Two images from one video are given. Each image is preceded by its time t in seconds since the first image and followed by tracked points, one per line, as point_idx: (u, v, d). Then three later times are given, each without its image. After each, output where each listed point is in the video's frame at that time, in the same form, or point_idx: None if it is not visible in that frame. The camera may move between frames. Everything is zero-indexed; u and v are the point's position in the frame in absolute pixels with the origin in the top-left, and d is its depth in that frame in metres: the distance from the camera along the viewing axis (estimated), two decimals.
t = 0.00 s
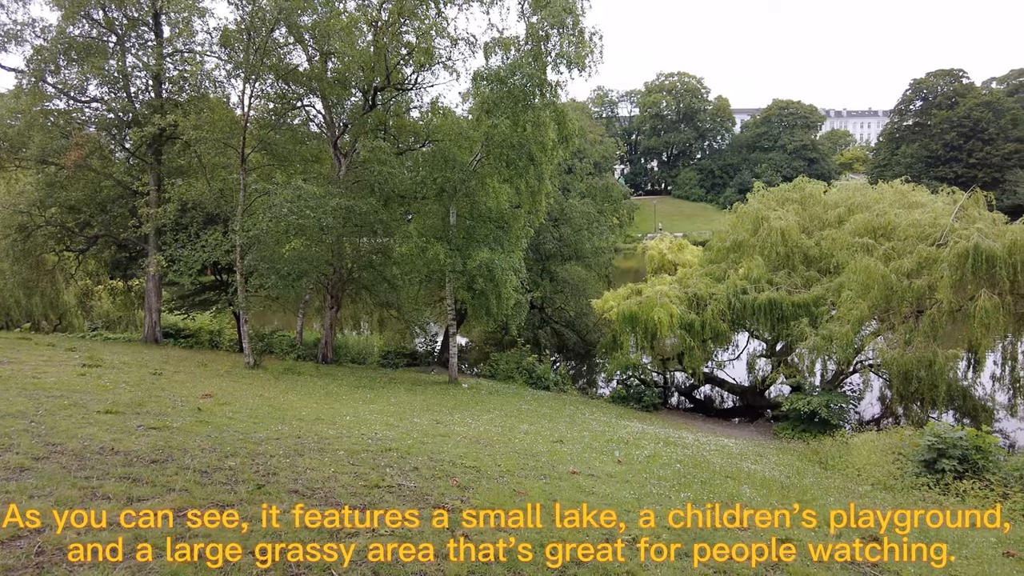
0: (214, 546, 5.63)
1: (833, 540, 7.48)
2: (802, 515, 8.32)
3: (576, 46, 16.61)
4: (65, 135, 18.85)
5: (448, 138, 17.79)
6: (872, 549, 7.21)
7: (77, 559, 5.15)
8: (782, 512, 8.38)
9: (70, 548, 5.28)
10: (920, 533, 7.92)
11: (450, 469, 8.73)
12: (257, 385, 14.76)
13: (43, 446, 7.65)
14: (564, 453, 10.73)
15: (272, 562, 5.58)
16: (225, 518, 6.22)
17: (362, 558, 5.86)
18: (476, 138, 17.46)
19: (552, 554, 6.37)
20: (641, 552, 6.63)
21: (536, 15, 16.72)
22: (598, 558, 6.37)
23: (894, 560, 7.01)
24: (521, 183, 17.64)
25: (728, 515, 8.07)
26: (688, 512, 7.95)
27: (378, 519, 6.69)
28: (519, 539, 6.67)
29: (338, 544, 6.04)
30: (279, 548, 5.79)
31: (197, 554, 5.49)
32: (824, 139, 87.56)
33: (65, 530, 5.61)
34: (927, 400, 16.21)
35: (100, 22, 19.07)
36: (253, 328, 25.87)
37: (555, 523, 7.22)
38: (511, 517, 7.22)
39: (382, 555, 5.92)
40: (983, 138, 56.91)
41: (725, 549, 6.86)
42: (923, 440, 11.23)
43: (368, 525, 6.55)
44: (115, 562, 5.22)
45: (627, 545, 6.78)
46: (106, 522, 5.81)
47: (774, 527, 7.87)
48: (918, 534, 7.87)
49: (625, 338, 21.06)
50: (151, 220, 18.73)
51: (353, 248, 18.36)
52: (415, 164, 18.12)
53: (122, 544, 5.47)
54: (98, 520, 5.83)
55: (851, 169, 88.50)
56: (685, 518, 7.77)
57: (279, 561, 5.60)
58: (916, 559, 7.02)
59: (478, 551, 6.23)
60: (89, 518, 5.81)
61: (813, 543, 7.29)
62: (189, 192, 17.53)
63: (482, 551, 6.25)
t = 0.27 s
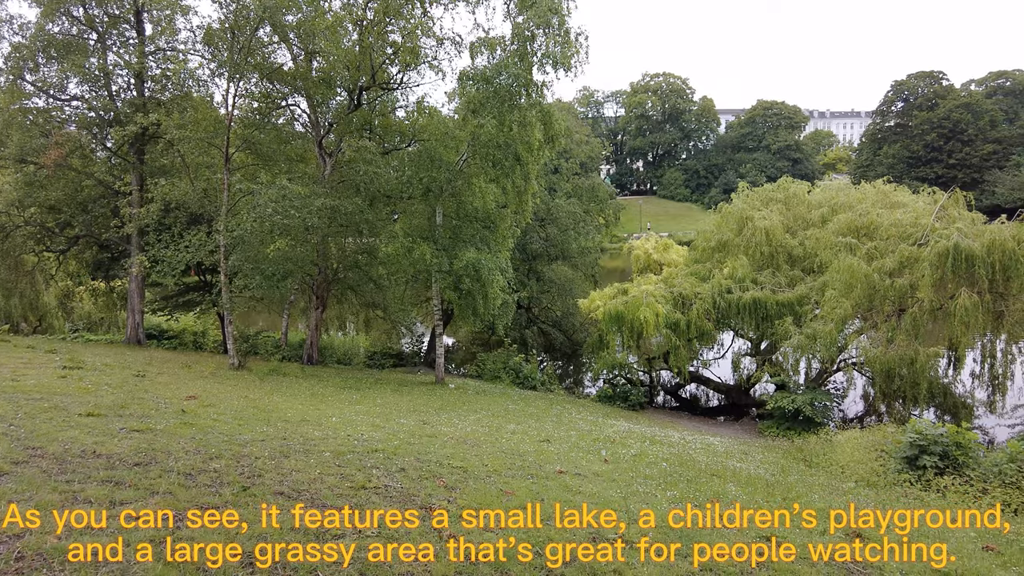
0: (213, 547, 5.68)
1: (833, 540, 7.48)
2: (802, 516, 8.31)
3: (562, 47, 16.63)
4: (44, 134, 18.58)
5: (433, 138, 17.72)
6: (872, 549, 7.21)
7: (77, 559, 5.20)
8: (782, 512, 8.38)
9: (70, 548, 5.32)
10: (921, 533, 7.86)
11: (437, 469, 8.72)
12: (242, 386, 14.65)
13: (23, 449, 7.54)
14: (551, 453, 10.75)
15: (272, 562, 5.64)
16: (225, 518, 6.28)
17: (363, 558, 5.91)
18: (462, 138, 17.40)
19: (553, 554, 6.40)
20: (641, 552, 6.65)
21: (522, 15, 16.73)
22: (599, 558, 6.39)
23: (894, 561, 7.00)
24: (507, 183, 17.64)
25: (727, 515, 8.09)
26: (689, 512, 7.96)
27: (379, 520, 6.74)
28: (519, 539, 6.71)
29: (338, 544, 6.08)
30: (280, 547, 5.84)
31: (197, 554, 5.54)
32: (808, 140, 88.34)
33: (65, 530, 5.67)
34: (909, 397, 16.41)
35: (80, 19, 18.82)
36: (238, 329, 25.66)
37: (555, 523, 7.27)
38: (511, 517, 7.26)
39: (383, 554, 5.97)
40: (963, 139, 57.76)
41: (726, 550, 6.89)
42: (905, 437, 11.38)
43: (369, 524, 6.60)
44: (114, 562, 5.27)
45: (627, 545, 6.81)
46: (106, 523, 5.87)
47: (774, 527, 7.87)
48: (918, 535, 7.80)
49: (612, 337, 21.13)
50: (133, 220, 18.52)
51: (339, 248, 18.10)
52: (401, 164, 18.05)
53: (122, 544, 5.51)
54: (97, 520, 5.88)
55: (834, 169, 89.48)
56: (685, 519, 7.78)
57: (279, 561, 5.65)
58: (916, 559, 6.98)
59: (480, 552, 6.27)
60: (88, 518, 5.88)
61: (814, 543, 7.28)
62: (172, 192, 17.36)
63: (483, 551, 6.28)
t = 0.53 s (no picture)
0: (214, 546, 5.70)
1: (832, 540, 7.51)
2: (802, 516, 8.33)
3: (549, 47, 16.66)
4: (24, 132, 18.33)
5: (420, 138, 17.48)
6: (872, 549, 7.24)
7: (77, 559, 5.23)
8: (782, 512, 8.40)
9: (70, 548, 5.35)
10: (919, 533, 7.88)
11: (424, 470, 8.71)
12: (227, 388, 14.54)
13: (3, 452, 7.44)
14: (538, 453, 10.77)
15: (272, 562, 5.65)
16: (225, 518, 6.31)
17: (363, 558, 5.93)
18: (449, 138, 17.35)
19: (553, 554, 6.42)
20: (641, 552, 6.69)
21: (508, 15, 16.73)
22: (599, 558, 6.42)
23: (892, 560, 7.02)
24: (494, 183, 17.63)
25: (727, 515, 8.13)
26: (688, 512, 8.01)
27: (379, 520, 6.78)
28: (518, 539, 6.74)
29: (338, 544, 6.11)
30: (280, 547, 5.85)
31: (197, 553, 5.57)
32: (793, 141, 89.09)
33: (65, 529, 5.72)
34: (892, 395, 16.60)
35: (61, 16, 18.59)
36: (222, 329, 25.47)
37: (555, 523, 7.31)
38: (511, 517, 7.30)
39: (382, 554, 5.99)
40: (943, 141, 58.55)
41: (725, 550, 6.91)
42: (888, 435, 11.52)
43: (368, 525, 6.65)
44: (114, 561, 5.30)
45: (627, 545, 6.84)
46: (105, 522, 5.91)
47: (773, 527, 7.90)
48: (917, 535, 7.83)
49: (599, 337, 21.20)
50: (116, 220, 18.31)
51: (325, 248, 18.13)
52: (388, 164, 17.94)
53: (122, 544, 5.54)
54: (97, 520, 5.93)
55: (818, 170, 90.33)
56: (684, 518, 7.84)
57: (279, 561, 5.67)
58: (915, 558, 7.02)
59: (479, 552, 6.29)
60: (88, 518, 5.93)
61: (813, 543, 7.32)
62: (156, 191, 17.19)
63: (483, 551, 6.30)
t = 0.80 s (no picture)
0: (214, 546, 5.73)
1: (832, 540, 7.51)
2: (802, 515, 8.30)
3: (534, 47, 16.68)
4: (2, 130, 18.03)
5: (405, 137, 17.53)
6: (872, 549, 7.23)
7: (77, 559, 5.25)
8: (782, 512, 8.38)
9: (71, 548, 5.38)
10: (920, 533, 7.87)
11: (409, 471, 8.69)
12: (211, 389, 14.41)
13: None
14: (524, 452, 10.77)
15: (273, 562, 5.66)
16: (225, 518, 6.35)
17: (363, 557, 5.96)
18: (435, 137, 17.29)
19: (553, 554, 6.42)
20: (642, 552, 6.70)
21: (493, 15, 16.71)
22: (599, 557, 6.44)
23: (893, 560, 7.01)
24: (480, 183, 17.61)
25: (728, 515, 8.12)
26: (688, 512, 8.04)
27: (379, 520, 6.83)
28: (518, 539, 6.77)
29: (337, 544, 6.12)
30: (280, 547, 5.86)
31: (197, 554, 5.60)
32: (776, 142, 89.83)
33: (66, 529, 5.77)
34: (874, 393, 16.79)
35: (39, 13, 18.31)
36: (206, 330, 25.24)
37: (555, 523, 7.34)
38: (511, 517, 7.34)
39: (382, 554, 6.01)
40: (924, 142, 59.36)
41: (726, 549, 6.92)
42: (870, 432, 11.66)
43: (368, 524, 6.69)
44: (114, 561, 5.32)
45: (627, 544, 6.86)
46: (105, 523, 5.96)
47: (774, 526, 7.90)
48: (917, 535, 7.82)
49: (584, 336, 21.26)
50: (97, 219, 18.08)
51: (308, 247, 18.09)
52: (373, 163, 17.91)
53: (122, 544, 5.56)
54: (97, 521, 5.98)
55: (801, 171, 91.19)
56: (684, 518, 7.87)
57: (279, 561, 5.67)
58: (916, 559, 7.03)
59: (479, 552, 6.31)
60: (88, 518, 5.98)
61: (814, 543, 7.32)
62: (137, 191, 16.99)
63: (483, 551, 6.32)
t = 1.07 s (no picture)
0: (214, 546, 5.77)
1: (833, 540, 7.48)
2: (802, 515, 8.25)
3: (519, 47, 16.71)
4: None
5: (389, 136, 17.42)
6: (872, 548, 7.21)
7: (79, 558, 5.31)
8: (782, 512, 8.34)
9: (72, 548, 5.44)
10: (921, 534, 7.84)
11: (394, 471, 8.66)
12: (193, 390, 14.25)
13: None
14: (509, 452, 10.77)
15: (273, 562, 5.68)
16: (225, 518, 6.42)
17: (362, 557, 6.00)
18: (419, 136, 17.17)
19: (554, 554, 6.43)
20: (642, 552, 6.72)
21: (477, 14, 16.68)
22: (599, 557, 6.46)
23: (894, 560, 6.98)
24: (464, 182, 17.57)
25: (728, 515, 8.11)
26: (688, 512, 8.05)
27: (379, 520, 6.88)
28: (518, 539, 6.80)
29: (337, 544, 6.16)
30: (280, 547, 5.91)
31: (197, 554, 5.64)
32: (759, 142, 90.58)
33: (66, 529, 5.84)
34: (855, 391, 16.98)
35: (16, 9, 17.99)
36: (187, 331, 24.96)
37: (554, 523, 7.36)
38: (511, 517, 7.37)
39: (383, 554, 6.05)
40: (903, 143, 60.20)
41: (726, 549, 6.92)
42: (852, 430, 11.80)
43: (368, 524, 6.75)
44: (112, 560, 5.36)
45: (627, 544, 6.88)
46: (105, 523, 6.03)
47: (774, 527, 7.87)
48: (917, 535, 7.80)
49: (569, 336, 21.31)
50: (76, 219, 17.82)
51: (291, 247, 17.95)
52: (356, 162, 17.59)
53: (123, 545, 5.62)
54: (97, 521, 6.05)
55: (783, 171, 92.06)
56: (684, 518, 7.88)
57: (279, 561, 5.70)
58: (916, 559, 6.99)
59: (479, 552, 6.33)
60: (88, 518, 6.05)
61: (814, 543, 7.31)
62: (117, 190, 16.78)
63: (483, 551, 6.34)
